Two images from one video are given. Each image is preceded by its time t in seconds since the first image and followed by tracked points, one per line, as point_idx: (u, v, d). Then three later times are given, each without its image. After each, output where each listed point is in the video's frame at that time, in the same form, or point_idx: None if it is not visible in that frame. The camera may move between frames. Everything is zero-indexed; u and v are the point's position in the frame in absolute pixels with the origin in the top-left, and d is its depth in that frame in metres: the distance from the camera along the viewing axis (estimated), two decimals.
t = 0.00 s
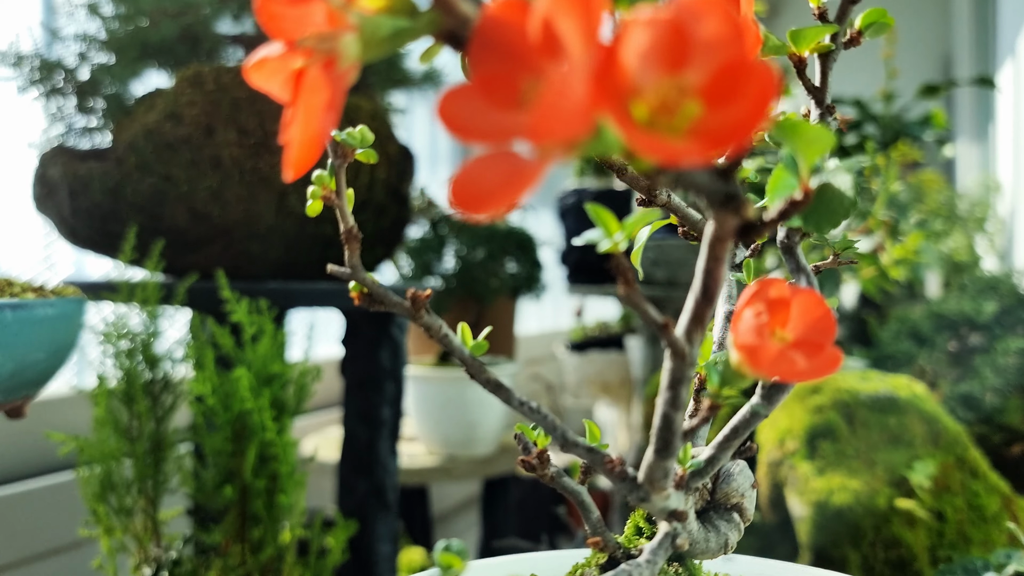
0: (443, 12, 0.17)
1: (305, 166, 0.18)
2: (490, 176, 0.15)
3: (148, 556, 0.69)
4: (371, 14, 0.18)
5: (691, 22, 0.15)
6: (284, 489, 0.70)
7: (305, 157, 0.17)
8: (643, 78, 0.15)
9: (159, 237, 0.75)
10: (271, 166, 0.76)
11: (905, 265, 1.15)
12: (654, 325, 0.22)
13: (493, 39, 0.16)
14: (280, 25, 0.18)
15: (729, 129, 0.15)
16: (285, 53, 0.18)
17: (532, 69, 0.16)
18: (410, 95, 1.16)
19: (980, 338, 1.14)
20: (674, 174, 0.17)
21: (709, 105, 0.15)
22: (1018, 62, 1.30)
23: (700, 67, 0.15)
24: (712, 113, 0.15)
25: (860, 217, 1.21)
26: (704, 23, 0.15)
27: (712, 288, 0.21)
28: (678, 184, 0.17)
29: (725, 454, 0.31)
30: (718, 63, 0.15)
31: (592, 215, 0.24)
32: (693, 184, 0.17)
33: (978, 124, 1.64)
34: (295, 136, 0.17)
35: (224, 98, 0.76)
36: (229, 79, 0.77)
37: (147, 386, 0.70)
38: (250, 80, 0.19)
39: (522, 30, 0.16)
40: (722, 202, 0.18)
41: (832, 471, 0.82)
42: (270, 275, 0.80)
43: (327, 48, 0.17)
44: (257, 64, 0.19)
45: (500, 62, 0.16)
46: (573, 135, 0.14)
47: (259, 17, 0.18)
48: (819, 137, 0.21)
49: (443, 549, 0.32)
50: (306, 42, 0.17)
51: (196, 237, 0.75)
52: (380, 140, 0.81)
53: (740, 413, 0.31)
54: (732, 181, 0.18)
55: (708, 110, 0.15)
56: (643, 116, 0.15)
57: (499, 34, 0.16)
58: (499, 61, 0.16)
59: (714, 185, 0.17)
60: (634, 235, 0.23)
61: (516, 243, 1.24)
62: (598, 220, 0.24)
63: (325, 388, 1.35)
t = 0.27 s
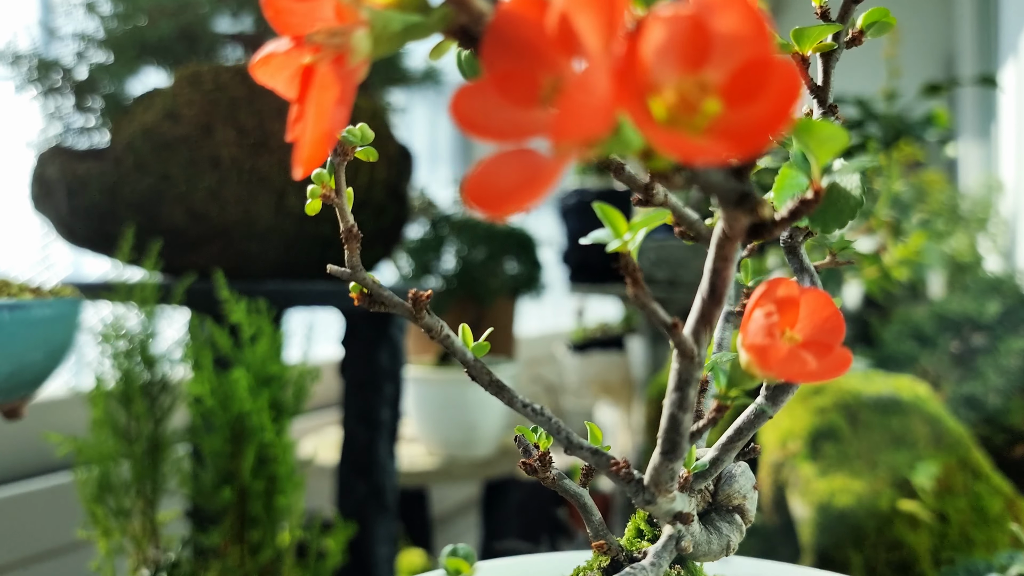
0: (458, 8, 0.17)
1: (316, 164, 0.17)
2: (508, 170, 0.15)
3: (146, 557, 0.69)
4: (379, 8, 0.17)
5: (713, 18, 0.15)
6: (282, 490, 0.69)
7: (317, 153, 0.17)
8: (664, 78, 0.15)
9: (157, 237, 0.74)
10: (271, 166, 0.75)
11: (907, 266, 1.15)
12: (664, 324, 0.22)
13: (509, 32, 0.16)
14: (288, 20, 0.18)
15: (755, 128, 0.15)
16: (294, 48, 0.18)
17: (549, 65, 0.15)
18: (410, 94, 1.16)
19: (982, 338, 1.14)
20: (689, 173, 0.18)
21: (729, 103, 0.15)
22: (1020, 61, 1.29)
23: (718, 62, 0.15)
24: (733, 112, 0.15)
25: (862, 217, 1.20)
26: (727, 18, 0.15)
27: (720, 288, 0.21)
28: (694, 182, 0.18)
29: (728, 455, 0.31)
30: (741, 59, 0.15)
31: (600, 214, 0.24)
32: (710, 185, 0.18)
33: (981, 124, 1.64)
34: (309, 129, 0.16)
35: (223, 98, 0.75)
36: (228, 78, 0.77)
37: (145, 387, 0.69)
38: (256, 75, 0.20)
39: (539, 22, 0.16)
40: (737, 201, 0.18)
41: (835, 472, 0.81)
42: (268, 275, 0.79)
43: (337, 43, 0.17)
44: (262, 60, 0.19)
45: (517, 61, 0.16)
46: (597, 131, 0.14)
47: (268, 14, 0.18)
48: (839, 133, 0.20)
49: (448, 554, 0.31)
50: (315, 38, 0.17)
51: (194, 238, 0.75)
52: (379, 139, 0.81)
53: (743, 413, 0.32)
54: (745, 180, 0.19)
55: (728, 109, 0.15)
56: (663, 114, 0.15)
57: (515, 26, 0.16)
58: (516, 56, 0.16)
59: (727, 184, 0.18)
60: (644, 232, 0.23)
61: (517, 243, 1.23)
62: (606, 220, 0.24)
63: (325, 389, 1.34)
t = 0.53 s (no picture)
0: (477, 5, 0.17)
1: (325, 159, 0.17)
2: (527, 169, 0.15)
3: (145, 558, 0.69)
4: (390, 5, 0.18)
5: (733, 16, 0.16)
6: (281, 491, 0.69)
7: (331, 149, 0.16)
8: (687, 77, 0.15)
9: (155, 237, 0.74)
10: (272, 165, 0.74)
11: (908, 265, 1.14)
12: (672, 324, 0.22)
13: (526, 27, 0.16)
14: (296, 15, 0.19)
15: (779, 124, 0.15)
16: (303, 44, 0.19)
17: (567, 63, 0.16)
18: (410, 93, 1.15)
19: (984, 339, 1.14)
20: (704, 171, 0.18)
21: (750, 102, 0.16)
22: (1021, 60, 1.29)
23: (738, 63, 0.16)
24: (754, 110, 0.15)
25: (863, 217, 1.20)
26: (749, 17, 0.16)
27: (727, 288, 0.22)
28: (707, 181, 0.18)
29: (730, 456, 0.31)
30: (762, 57, 0.16)
31: (609, 214, 0.25)
32: (723, 184, 0.18)
33: (982, 123, 1.63)
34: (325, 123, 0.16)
35: (221, 97, 0.75)
36: (227, 77, 0.76)
37: (144, 388, 0.69)
38: (263, 72, 0.20)
39: (556, 18, 0.16)
40: (751, 200, 0.18)
41: (836, 473, 0.81)
42: (267, 275, 0.78)
43: (350, 38, 0.17)
44: (269, 55, 0.19)
45: (535, 57, 0.16)
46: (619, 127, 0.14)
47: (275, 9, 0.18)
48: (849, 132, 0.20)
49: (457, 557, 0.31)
50: (327, 33, 0.17)
51: (193, 237, 0.75)
52: (379, 138, 0.80)
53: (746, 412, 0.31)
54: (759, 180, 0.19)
55: (749, 107, 0.15)
56: (683, 113, 0.15)
57: (531, 22, 0.16)
58: (533, 53, 0.16)
59: (742, 182, 0.18)
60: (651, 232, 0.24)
61: (517, 243, 1.23)
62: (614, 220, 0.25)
63: (324, 389, 1.34)
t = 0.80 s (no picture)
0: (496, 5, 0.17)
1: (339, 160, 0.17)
2: (549, 168, 0.16)
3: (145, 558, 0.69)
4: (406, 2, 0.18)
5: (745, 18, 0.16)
6: (281, 491, 0.69)
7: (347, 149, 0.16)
8: (705, 77, 0.16)
9: (155, 237, 0.74)
10: (270, 165, 0.74)
11: (909, 265, 1.14)
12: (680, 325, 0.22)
13: (544, 28, 0.16)
14: (307, 12, 0.19)
15: (803, 119, 0.15)
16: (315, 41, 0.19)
17: (585, 63, 0.16)
18: (410, 93, 1.15)
19: (985, 338, 1.14)
20: (717, 171, 0.18)
21: (769, 102, 0.16)
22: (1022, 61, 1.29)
23: (757, 63, 0.16)
24: (772, 107, 0.16)
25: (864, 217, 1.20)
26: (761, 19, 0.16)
27: (732, 288, 0.23)
28: (720, 181, 0.18)
29: (732, 456, 0.31)
30: (777, 57, 0.16)
31: (618, 215, 0.26)
32: (734, 183, 0.18)
33: (983, 122, 1.63)
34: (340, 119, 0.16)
35: (221, 97, 0.75)
36: (227, 77, 0.77)
37: (144, 388, 0.69)
38: (272, 70, 0.20)
39: (574, 19, 0.16)
40: (761, 200, 0.18)
41: (837, 473, 0.81)
42: (267, 275, 0.78)
43: (361, 35, 0.17)
44: (279, 54, 0.19)
45: (554, 55, 0.16)
46: (645, 122, 0.14)
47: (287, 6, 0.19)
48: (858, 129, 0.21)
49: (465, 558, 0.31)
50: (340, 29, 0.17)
51: (193, 238, 0.75)
52: (379, 138, 0.80)
53: (748, 412, 0.31)
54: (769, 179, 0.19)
55: (769, 107, 0.16)
56: (703, 111, 0.16)
57: (549, 23, 0.16)
58: (551, 53, 0.16)
59: (754, 183, 0.18)
60: (660, 232, 0.25)
61: (517, 243, 1.23)
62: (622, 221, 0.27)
63: (324, 389, 1.34)
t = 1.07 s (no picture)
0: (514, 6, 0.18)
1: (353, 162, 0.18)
2: (565, 168, 0.16)
3: (147, 557, 0.69)
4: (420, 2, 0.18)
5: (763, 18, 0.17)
6: (282, 490, 0.69)
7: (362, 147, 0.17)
8: (721, 80, 0.17)
9: (157, 237, 0.74)
10: (270, 166, 0.75)
11: (907, 265, 1.15)
12: (685, 325, 0.22)
13: (560, 29, 0.17)
14: (318, 12, 0.19)
15: (815, 122, 0.16)
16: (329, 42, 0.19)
17: (602, 63, 0.17)
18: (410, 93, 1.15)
19: (983, 339, 1.14)
20: (728, 172, 0.19)
21: (786, 103, 0.17)
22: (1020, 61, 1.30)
23: (774, 64, 0.17)
24: (785, 109, 0.16)
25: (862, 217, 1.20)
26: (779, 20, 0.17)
27: (736, 287, 0.23)
28: (731, 182, 0.19)
29: (732, 455, 0.31)
30: (792, 59, 0.17)
31: (623, 215, 0.25)
32: (742, 183, 0.18)
33: (982, 123, 1.64)
34: (351, 117, 0.16)
35: (223, 98, 0.76)
36: (228, 79, 0.77)
37: (146, 387, 0.69)
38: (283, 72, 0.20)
39: (590, 20, 0.17)
40: (770, 201, 0.18)
41: (835, 472, 0.81)
42: (268, 275, 0.79)
43: (374, 35, 0.17)
44: (290, 53, 0.20)
45: (570, 55, 0.17)
46: (664, 124, 0.15)
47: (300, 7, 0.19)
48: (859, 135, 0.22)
49: (472, 558, 0.32)
50: (353, 30, 0.18)
51: (195, 238, 0.75)
52: (380, 139, 0.81)
53: (746, 412, 0.32)
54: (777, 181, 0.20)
55: (785, 108, 0.16)
56: (719, 113, 0.16)
57: (565, 25, 0.17)
58: (567, 53, 0.17)
59: (763, 185, 0.18)
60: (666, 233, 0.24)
61: (517, 243, 1.23)
62: (627, 220, 0.25)
63: (325, 389, 1.35)
